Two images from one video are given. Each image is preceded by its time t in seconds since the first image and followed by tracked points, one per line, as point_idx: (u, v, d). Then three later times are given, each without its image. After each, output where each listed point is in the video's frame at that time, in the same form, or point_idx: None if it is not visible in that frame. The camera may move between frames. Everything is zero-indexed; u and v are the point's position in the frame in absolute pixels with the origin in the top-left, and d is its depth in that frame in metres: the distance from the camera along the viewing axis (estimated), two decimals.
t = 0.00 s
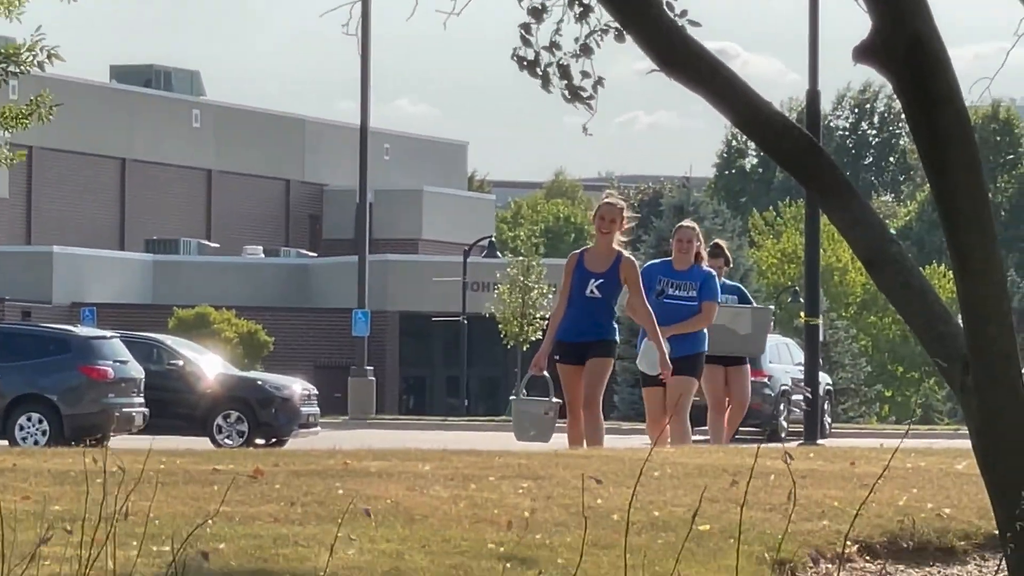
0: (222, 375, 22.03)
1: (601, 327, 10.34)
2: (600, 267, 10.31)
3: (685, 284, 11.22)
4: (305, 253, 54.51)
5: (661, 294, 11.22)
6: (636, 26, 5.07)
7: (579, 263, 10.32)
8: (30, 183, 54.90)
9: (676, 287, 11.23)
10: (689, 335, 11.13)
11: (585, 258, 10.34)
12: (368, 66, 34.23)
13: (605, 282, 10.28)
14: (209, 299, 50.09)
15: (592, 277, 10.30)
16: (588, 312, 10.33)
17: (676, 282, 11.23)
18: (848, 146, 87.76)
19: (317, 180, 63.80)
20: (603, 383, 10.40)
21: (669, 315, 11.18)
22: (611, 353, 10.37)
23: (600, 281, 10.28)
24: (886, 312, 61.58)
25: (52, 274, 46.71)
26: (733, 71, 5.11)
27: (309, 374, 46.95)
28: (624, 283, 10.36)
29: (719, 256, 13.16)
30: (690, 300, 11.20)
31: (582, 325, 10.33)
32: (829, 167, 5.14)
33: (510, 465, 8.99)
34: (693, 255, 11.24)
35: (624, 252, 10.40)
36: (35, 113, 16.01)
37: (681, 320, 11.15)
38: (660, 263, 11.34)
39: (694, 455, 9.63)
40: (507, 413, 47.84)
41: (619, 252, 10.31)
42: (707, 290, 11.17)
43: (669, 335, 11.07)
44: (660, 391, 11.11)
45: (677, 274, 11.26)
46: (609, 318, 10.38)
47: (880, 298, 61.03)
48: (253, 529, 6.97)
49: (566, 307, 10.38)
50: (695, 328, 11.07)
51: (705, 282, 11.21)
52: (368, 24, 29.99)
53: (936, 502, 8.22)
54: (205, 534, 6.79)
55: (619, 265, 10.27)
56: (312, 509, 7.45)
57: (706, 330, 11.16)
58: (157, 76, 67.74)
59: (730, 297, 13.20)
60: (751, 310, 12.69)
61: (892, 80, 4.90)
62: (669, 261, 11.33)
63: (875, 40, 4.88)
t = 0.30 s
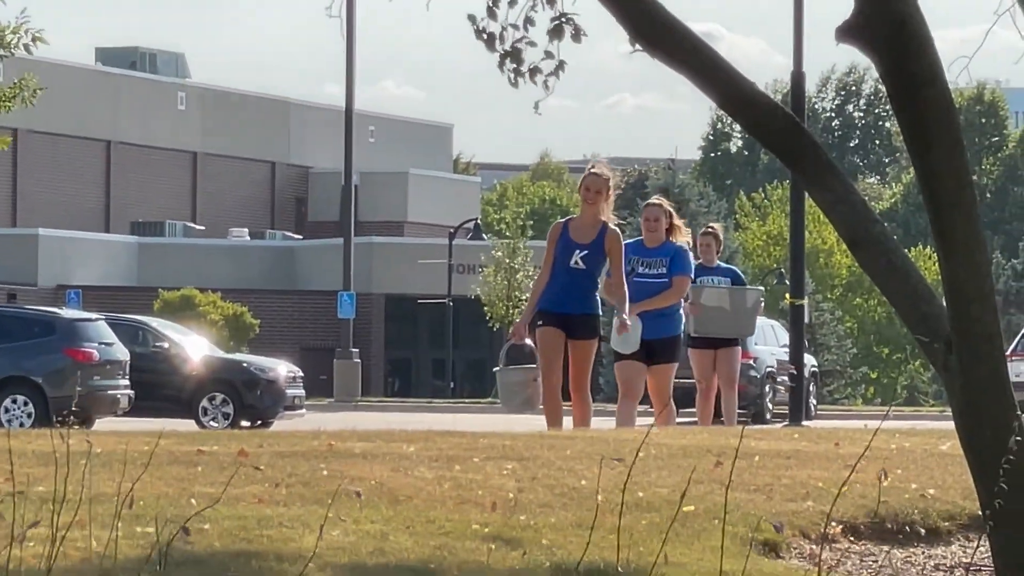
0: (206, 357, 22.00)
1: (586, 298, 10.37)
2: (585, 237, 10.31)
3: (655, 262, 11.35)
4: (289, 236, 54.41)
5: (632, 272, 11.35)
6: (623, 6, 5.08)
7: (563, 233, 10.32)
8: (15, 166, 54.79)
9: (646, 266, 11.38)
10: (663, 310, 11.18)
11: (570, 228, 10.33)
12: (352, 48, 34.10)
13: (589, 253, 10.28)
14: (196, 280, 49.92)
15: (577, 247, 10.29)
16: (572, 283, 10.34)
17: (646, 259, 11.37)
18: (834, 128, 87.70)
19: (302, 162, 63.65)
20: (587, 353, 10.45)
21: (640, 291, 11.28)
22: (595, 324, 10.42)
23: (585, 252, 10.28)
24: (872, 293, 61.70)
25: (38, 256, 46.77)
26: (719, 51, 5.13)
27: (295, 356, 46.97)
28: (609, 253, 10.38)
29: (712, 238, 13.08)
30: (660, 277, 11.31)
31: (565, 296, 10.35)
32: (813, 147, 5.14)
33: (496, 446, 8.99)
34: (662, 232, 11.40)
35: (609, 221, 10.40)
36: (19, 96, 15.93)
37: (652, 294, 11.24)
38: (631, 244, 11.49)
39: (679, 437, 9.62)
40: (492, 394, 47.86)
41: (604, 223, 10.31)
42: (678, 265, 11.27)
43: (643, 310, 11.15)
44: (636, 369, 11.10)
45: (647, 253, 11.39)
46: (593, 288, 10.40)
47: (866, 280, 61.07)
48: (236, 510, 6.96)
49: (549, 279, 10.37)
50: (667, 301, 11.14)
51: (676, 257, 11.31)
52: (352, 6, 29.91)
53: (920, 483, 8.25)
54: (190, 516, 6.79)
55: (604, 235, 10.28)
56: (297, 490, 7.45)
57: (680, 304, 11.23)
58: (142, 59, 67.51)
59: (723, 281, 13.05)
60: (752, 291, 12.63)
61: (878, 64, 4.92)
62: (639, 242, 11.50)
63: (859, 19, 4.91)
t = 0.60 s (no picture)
0: (193, 348, 21.98)
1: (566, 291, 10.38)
2: (562, 232, 10.37)
3: (626, 244, 11.10)
4: (277, 227, 54.33)
5: (603, 257, 11.10)
6: None
7: (540, 227, 10.37)
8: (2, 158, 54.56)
9: (617, 249, 11.13)
10: (636, 294, 10.97)
11: (547, 221, 10.39)
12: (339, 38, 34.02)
13: (568, 246, 10.35)
14: (186, 271, 49.94)
15: (556, 241, 10.35)
16: (548, 276, 10.35)
17: (616, 242, 11.12)
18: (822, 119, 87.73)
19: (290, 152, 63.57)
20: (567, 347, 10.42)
21: (612, 275, 11.05)
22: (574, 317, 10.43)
23: (563, 245, 10.35)
24: (859, 285, 61.79)
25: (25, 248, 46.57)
26: (705, 40, 5.12)
27: (283, 347, 46.98)
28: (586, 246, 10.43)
29: (709, 226, 13.04)
30: (633, 259, 11.07)
31: (545, 288, 10.34)
32: (800, 135, 5.14)
33: (483, 437, 8.98)
34: (628, 215, 11.17)
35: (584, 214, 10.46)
36: (4, 88, 15.84)
37: (626, 278, 11.01)
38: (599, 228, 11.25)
39: (664, 428, 9.61)
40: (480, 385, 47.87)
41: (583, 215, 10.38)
42: (649, 245, 11.02)
43: (616, 296, 10.94)
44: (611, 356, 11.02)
45: (616, 237, 11.15)
46: (572, 282, 10.44)
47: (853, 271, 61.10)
48: (222, 501, 6.95)
49: (526, 273, 10.37)
50: (641, 285, 10.93)
51: (647, 237, 11.07)
52: None
53: (908, 473, 8.26)
54: (176, 507, 6.77)
55: (580, 227, 10.32)
56: (284, 481, 7.43)
57: (654, 286, 11.03)
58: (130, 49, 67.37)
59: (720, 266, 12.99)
60: (749, 277, 12.58)
61: (864, 54, 4.93)
62: (607, 225, 11.25)
63: (845, 10, 4.91)
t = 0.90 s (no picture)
0: (192, 343, 21.98)
1: (550, 280, 10.30)
2: (545, 219, 10.28)
3: (623, 248, 11.09)
4: (275, 221, 54.32)
5: (598, 259, 11.09)
6: None
7: (524, 215, 10.28)
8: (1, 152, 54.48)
9: (613, 252, 11.12)
10: (631, 301, 10.94)
11: (531, 210, 10.30)
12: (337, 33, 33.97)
13: (551, 234, 10.27)
14: (183, 266, 50.02)
15: (538, 229, 10.27)
16: (533, 266, 10.28)
17: (613, 245, 11.11)
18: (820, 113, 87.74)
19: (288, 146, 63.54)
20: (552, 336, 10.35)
21: (607, 280, 11.04)
22: (558, 305, 10.35)
23: (546, 233, 10.26)
24: (858, 279, 61.77)
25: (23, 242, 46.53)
26: (703, 37, 5.13)
27: (280, 342, 46.98)
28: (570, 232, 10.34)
29: (711, 222, 13.04)
30: (629, 263, 11.06)
31: (528, 279, 10.28)
32: (798, 133, 5.14)
33: (482, 432, 9.00)
34: (628, 217, 11.16)
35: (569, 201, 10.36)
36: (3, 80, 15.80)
37: (619, 283, 11.00)
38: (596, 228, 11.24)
39: (664, 423, 9.59)
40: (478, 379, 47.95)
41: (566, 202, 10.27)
42: (646, 251, 11.04)
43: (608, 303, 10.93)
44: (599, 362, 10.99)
45: (613, 237, 11.14)
46: (557, 270, 10.36)
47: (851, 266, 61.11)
48: (221, 495, 6.96)
49: (512, 262, 10.31)
50: (635, 291, 10.89)
51: (644, 242, 11.07)
52: None
53: (906, 468, 8.26)
54: (174, 502, 6.77)
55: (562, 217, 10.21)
56: (283, 476, 7.43)
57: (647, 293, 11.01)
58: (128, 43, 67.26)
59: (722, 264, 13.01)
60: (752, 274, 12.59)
61: (862, 49, 4.92)
62: (605, 224, 11.23)
63: (840, 11, 4.91)
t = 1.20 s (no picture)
0: (195, 348, 21.97)
1: (537, 283, 10.28)
2: (538, 223, 10.29)
3: (621, 240, 11.10)
4: (278, 226, 54.33)
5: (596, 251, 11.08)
6: None
7: (517, 218, 10.32)
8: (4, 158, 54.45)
9: (612, 244, 11.12)
10: (627, 293, 10.92)
11: (524, 213, 10.33)
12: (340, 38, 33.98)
13: (542, 237, 10.26)
14: (186, 271, 49.97)
15: (530, 231, 10.28)
16: (523, 267, 10.27)
17: (612, 237, 11.11)
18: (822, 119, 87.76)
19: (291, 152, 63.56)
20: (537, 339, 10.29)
21: (604, 271, 11.03)
22: (545, 310, 10.29)
23: (537, 236, 10.27)
24: (861, 285, 61.80)
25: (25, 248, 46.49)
26: (709, 45, 5.11)
27: (283, 347, 46.93)
28: (562, 238, 10.33)
29: (716, 224, 13.01)
30: (627, 256, 11.06)
31: (515, 280, 10.27)
32: (803, 138, 5.13)
33: (485, 438, 8.98)
34: (630, 209, 11.16)
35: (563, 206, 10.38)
36: (7, 87, 15.76)
37: (616, 274, 10.99)
38: (598, 221, 11.26)
39: (667, 429, 9.56)
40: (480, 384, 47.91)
41: (559, 207, 10.28)
42: (645, 244, 11.02)
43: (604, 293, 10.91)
44: (599, 353, 10.92)
45: (614, 231, 11.15)
46: (545, 275, 10.32)
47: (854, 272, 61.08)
48: (223, 502, 6.95)
49: (502, 263, 10.31)
50: (633, 282, 10.88)
51: (643, 235, 11.06)
52: None
53: (910, 475, 8.25)
54: (177, 508, 6.77)
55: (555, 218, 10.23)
56: (286, 482, 7.42)
57: (645, 286, 11.00)
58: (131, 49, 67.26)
59: (727, 267, 13.00)
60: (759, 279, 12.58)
61: (866, 54, 4.92)
62: (606, 217, 11.25)
63: (844, 17, 4.91)
